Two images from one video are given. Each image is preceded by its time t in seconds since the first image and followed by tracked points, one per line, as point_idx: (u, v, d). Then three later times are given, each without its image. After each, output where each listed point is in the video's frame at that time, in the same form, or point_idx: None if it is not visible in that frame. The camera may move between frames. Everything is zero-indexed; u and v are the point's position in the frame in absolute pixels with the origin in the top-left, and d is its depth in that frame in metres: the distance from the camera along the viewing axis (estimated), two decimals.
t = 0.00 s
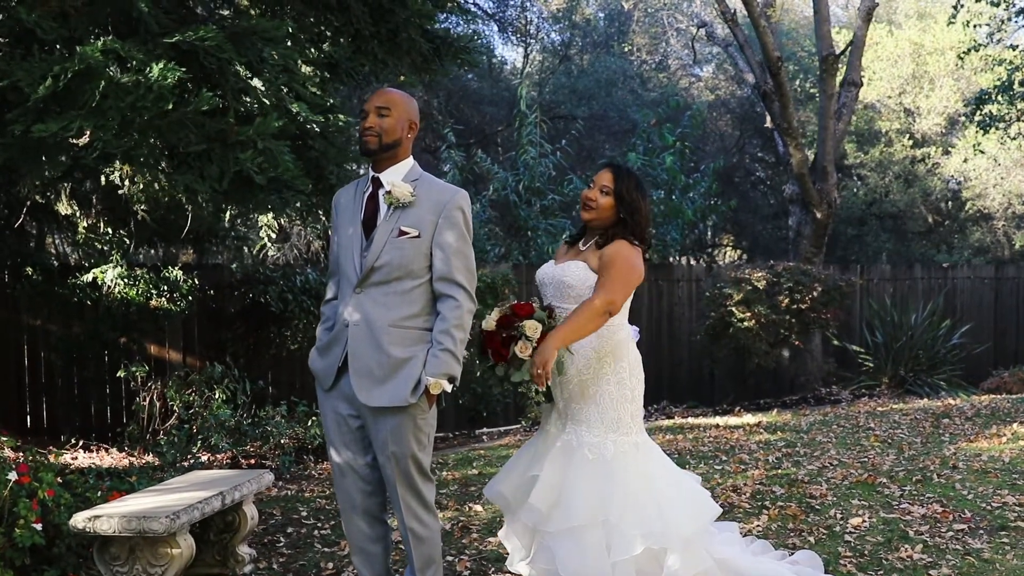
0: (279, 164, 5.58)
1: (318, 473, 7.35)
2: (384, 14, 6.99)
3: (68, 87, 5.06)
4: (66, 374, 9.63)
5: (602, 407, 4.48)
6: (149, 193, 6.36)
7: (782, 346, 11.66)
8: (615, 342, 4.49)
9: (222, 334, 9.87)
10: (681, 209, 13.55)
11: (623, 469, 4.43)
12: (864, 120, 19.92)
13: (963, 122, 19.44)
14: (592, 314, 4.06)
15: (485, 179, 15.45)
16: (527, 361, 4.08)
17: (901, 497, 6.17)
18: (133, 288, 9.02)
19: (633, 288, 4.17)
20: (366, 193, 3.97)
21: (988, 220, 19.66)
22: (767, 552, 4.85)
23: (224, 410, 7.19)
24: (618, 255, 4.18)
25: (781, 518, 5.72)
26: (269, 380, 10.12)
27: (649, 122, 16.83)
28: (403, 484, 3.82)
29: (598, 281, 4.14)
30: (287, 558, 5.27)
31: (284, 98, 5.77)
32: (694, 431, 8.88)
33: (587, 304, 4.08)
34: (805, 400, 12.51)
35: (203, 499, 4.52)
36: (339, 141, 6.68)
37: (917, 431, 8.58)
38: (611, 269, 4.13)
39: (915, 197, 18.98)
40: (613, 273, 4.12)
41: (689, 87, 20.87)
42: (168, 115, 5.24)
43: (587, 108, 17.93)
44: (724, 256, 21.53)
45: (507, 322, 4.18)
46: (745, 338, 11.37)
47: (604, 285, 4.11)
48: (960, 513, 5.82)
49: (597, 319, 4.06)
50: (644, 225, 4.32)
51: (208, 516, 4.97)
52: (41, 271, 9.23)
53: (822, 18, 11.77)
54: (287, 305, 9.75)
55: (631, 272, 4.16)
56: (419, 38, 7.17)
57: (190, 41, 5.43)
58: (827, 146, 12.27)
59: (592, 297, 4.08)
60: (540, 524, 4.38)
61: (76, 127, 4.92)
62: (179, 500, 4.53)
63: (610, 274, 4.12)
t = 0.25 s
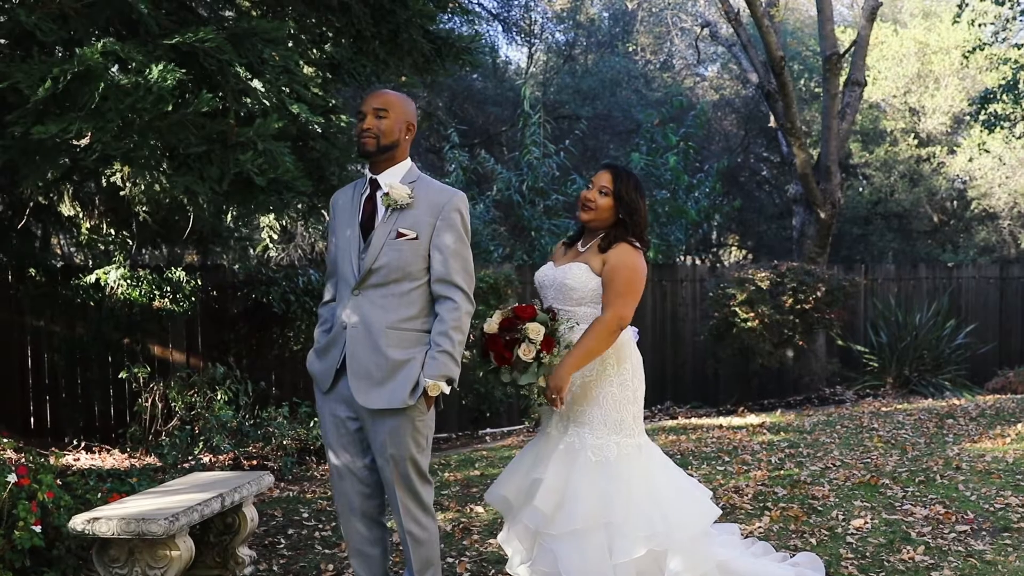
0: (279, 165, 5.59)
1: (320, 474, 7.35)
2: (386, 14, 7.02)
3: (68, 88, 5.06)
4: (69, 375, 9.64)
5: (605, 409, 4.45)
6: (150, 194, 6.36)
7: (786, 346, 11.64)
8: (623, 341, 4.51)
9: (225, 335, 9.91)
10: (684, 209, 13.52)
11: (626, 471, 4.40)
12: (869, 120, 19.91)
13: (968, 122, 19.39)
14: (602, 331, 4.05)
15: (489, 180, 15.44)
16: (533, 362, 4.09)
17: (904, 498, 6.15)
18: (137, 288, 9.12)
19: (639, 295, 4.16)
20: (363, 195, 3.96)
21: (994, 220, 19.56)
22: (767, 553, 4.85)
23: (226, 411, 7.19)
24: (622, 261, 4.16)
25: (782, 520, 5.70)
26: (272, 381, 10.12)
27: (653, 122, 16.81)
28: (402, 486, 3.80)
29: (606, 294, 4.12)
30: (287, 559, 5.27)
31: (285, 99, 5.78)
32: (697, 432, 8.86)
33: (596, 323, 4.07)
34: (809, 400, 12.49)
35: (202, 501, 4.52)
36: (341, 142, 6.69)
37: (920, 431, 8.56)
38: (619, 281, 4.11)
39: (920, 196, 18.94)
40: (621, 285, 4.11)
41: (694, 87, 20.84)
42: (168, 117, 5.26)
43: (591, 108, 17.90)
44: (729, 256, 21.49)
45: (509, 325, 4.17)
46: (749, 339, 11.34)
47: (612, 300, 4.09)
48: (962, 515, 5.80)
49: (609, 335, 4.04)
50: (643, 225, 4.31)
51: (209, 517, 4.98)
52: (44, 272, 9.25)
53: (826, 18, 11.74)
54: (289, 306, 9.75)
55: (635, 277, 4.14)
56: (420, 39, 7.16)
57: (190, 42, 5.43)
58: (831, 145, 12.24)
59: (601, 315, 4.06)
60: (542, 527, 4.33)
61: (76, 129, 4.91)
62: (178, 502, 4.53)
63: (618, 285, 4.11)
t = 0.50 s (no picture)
0: (279, 167, 5.59)
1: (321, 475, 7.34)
2: (385, 14, 7.01)
3: (66, 89, 5.05)
4: (70, 375, 9.64)
5: (606, 409, 4.39)
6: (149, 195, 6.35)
7: (789, 346, 11.61)
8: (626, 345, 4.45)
9: (226, 335, 9.94)
10: (687, 208, 13.50)
11: (627, 473, 4.36)
12: (873, 119, 19.88)
13: (973, 121, 19.35)
14: (606, 341, 4.08)
15: (492, 180, 15.43)
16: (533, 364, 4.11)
17: (905, 500, 6.13)
18: (138, 289, 9.08)
19: (641, 297, 4.15)
20: (360, 196, 3.96)
21: (998, 220, 19.47)
22: (766, 555, 4.83)
23: (226, 412, 7.18)
24: (624, 263, 4.14)
25: (782, 521, 5.69)
26: (274, 381, 10.13)
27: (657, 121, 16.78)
28: (400, 489, 3.80)
29: (609, 300, 4.12)
30: (285, 560, 5.26)
31: (285, 99, 5.78)
32: (699, 432, 8.84)
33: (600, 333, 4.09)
34: (811, 401, 12.46)
35: (200, 502, 4.51)
36: (341, 142, 6.68)
37: (923, 432, 8.53)
38: (623, 285, 4.10)
39: (925, 196, 18.92)
40: (625, 290, 4.10)
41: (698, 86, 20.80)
42: (167, 117, 5.25)
43: (594, 108, 17.86)
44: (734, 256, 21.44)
45: (509, 326, 4.18)
46: (751, 339, 11.32)
47: (618, 309, 4.09)
48: (964, 516, 5.78)
49: (614, 345, 4.08)
50: (642, 225, 4.26)
51: (207, 519, 4.97)
52: (46, 273, 9.27)
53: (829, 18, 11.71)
54: (290, 307, 9.75)
55: (637, 280, 4.12)
56: (421, 39, 7.16)
57: (189, 43, 5.42)
58: (834, 145, 12.21)
59: (607, 324, 4.08)
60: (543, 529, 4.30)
61: (74, 130, 4.90)
62: (176, 503, 4.52)
63: (622, 290, 4.10)
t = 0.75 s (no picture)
0: (277, 167, 5.57)
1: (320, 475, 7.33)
2: (386, 14, 7.00)
3: (64, 89, 5.05)
4: (72, 375, 9.64)
5: (606, 410, 4.28)
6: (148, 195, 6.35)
7: (791, 346, 11.59)
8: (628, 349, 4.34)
9: (227, 335, 9.95)
10: (691, 208, 13.48)
11: (629, 474, 4.25)
12: (877, 119, 19.85)
13: (977, 121, 19.32)
14: (607, 344, 4.04)
15: (494, 179, 15.41)
16: (532, 365, 4.06)
17: (906, 501, 6.11)
18: (139, 288, 9.07)
19: (641, 298, 4.10)
20: (354, 196, 3.94)
21: (1003, 220, 19.40)
22: (766, 557, 4.78)
23: (225, 412, 7.18)
24: (624, 263, 4.09)
25: (782, 522, 5.67)
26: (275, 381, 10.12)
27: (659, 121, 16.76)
28: (396, 493, 3.78)
29: (610, 301, 4.06)
30: (283, 561, 5.25)
31: (284, 99, 5.75)
32: (700, 433, 8.82)
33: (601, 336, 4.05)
34: (814, 401, 12.44)
35: (196, 503, 4.50)
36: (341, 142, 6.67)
37: (925, 433, 8.51)
38: (623, 286, 4.05)
39: (929, 196, 18.88)
40: (625, 291, 4.05)
41: (702, 86, 20.77)
42: (165, 117, 5.24)
43: (598, 108, 17.84)
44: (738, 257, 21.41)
45: (509, 328, 4.10)
46: (753, 339, 11.29)
47: (619, 310, 4.04)
48: (964, 518, 5.76)
49: (613, 348, 4.04)
50: (640, 226, 4.21)
51: (203, 519, 4.97)
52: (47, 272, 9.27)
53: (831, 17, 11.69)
54: (291, 307, 9.75)
55: (637, 280, 4.07)
56: (421, 38, 7.15)
57: (188, 43, 5.43)
58: (837, 145, 12.19)
59: (608, 325, 4.03)
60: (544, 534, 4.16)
61: (71, 129, 4.90)
62: (171, 503, 4.51)
63: (622, 291, 4.05)
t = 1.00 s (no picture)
0: (277, 166, 5.56)
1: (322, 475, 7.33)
2: (387, 14, 6.96)
3: (63, 89, 5.04)
4: (75, 374, 9.65)
5: (607, 411, 4.17)
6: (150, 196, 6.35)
7: (795, 346, 11.56)
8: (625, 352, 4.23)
9: (230, 335, 9.89)
10: (695, 207, 13.45)
11: (630, 476, 4.16)
12: (883, 118, 19.80)
13: (984, 120, 19.26)
14: (607, 345, 3.99)
15: (499, 179, 15.39)
16: (533, 367, 3.99)
17: (908, 502, 6.08)
18: (143, 288, 9.12)
19: (641, 297, 4.05)
20: (351, 197, 3.92)
21: (1011, 220, 19.28)
22: (766, 559, 4.74)
23: (227, 412, 7.18)
24: (623, 263, 4.04)
25: (783, 524, 5.65)
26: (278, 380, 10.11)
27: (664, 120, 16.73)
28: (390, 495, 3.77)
29: (610, 300, 4.02)
30: (282, 561, 5.24)
31: (283, 100, 5.73)
32: (703, 433, 8.80)
33: (602, 336, 4.00)
34: (818, 401, 12.41)
35: (195, 504, 4.50)
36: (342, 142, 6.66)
37: (929, 433, 8.47)
38: (623, 286, 4.00)
39: (935, 195, 18.82)
40: (626, 291, 4.00)
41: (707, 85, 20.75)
42: (165, 117, 5.24)
43: (603, 107, 17.81)
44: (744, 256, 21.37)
45: (509, 329, 4.04)
46: (757, 339, 11.26)
47: (620, 310, 3.99)
48: (967, 519, 5.73)
49: (614, 350, 3.99)
50: (638, 226, 4.17)
51: (203, 520, 4.96)
52: (51, 272, 9.30)
53: (836, 17, 11.65)
54: (294, 306, 9.77)
55: (637, 280, 4.03)
56: (422, 38, 7.12)
57: (188, 43, 5.42)
58: (841, 144, 12.16)
59: (609, 325, 3.98)
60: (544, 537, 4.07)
61: (69, 130, 4.89)
62: (170, 504, 4.51)
63: (622, 291, 4.00)
